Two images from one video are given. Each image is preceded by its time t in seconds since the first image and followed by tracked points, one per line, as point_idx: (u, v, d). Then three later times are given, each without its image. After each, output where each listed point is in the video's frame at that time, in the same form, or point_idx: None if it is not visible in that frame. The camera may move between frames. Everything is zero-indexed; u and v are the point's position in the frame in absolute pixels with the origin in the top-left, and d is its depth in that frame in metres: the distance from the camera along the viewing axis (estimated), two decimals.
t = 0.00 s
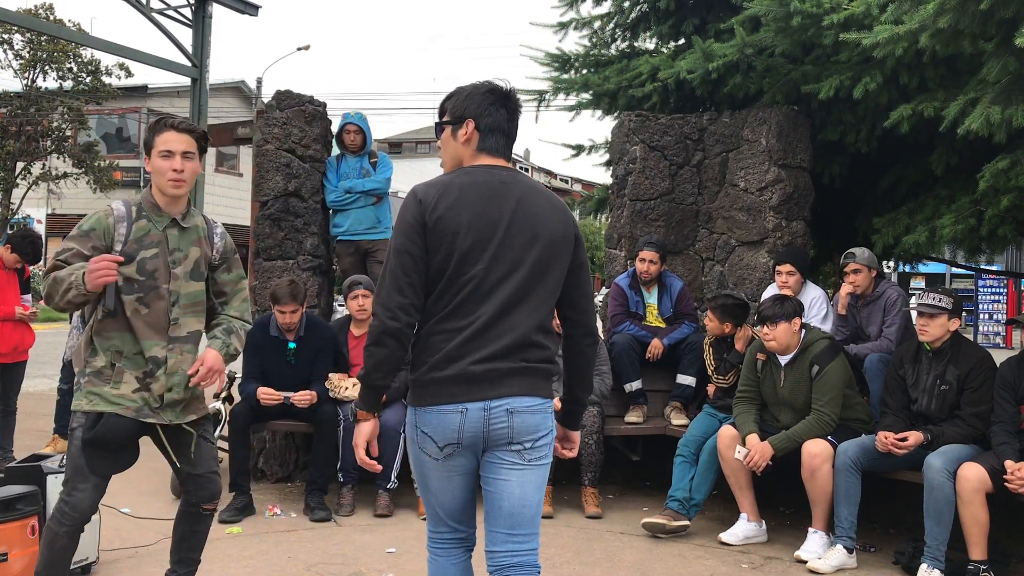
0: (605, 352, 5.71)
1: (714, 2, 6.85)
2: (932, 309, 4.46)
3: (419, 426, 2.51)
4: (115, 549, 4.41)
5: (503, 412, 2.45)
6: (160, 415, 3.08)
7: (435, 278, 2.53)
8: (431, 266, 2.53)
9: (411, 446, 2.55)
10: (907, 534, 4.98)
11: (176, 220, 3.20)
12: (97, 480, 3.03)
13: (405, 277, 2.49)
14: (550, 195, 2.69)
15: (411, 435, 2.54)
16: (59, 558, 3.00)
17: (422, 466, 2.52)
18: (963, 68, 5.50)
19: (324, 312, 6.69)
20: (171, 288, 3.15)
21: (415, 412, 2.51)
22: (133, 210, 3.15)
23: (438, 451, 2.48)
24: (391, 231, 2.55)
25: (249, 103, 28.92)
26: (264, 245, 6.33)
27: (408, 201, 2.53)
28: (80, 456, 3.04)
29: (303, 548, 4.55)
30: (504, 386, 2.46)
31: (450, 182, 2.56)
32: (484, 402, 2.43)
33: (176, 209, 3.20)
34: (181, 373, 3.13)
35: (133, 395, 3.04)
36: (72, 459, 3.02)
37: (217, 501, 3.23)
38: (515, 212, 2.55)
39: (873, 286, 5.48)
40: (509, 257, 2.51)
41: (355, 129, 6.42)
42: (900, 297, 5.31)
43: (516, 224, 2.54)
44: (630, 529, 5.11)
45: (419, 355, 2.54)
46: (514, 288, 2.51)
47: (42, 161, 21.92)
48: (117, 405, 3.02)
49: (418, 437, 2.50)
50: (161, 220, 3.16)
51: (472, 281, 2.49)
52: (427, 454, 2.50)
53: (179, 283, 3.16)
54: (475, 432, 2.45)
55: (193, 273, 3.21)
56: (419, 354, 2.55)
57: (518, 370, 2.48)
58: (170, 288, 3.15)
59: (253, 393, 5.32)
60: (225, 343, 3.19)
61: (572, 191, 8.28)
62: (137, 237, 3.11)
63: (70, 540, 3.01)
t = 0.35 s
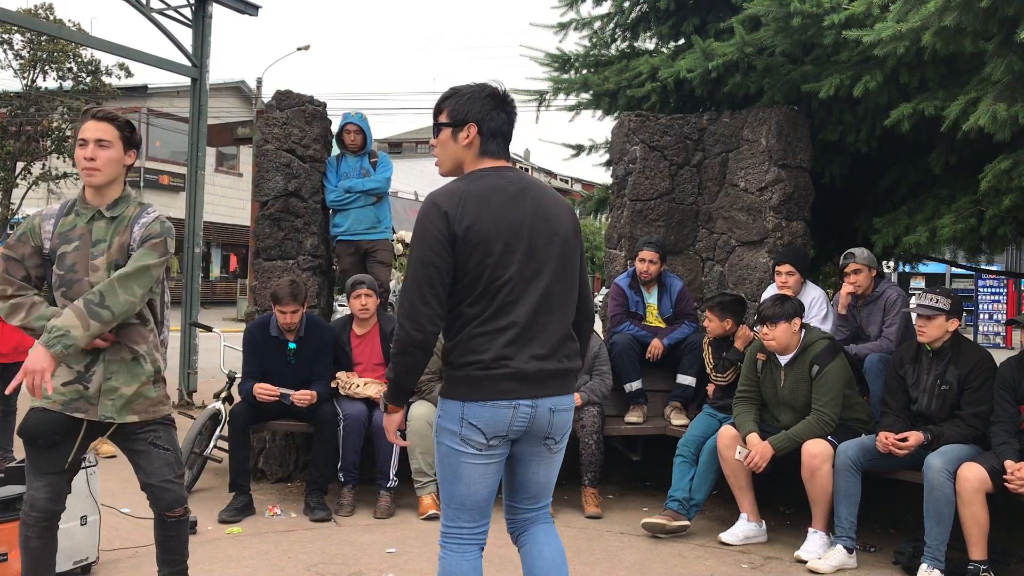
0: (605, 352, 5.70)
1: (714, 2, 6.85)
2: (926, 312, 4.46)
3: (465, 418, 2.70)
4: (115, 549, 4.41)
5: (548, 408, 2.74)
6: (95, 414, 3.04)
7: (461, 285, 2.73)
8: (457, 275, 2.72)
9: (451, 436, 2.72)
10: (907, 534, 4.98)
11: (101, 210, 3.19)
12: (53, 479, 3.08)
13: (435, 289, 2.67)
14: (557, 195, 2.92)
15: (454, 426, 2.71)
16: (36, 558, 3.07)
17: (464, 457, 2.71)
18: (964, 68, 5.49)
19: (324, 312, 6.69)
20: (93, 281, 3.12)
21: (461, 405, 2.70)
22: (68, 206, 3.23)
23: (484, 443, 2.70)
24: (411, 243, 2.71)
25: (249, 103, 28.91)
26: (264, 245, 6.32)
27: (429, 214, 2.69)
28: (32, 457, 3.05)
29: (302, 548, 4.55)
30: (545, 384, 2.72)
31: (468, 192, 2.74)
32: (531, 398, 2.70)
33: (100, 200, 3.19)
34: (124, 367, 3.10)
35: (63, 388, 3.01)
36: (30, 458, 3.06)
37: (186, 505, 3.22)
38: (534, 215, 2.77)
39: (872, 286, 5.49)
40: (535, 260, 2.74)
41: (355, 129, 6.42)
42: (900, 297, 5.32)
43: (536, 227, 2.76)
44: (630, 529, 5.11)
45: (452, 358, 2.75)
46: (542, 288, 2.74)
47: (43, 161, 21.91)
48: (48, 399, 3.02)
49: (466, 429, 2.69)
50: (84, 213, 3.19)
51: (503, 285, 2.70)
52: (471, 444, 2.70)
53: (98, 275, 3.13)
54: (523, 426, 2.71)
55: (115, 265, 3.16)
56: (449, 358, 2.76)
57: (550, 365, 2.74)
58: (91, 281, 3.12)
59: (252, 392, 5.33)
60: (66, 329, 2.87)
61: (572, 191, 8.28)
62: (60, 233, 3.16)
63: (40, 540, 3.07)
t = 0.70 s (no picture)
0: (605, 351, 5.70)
1: (714, 2, 6.85)
2: (919, 321, 4.46)
3: (557, 422, 2.83)
4: (115, 549, 4.41)
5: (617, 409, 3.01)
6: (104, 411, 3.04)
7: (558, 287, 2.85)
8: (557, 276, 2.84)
9: (539, 440, 2.82)
10: (907, 534, 4.98)
11: (115, 215, 3.13)
12: (57, 482, 3.05)
13: (547, 286, 2.75)
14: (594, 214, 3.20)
15: (544, 430, 2.82)
16: (37, 559, 3.04)
17: (547, 460, 2.83)
18: (963, 68, 5.49)
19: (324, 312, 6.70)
20: (113, 287, 3.11)
21: (554, 409, 2.83)
22: (76, 211, 3.16)
23: (568, 446, 2.87)
24: (522, 239, 2.75)
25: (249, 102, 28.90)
26: (264, 245, 6.32)
27: (542, 213, 2.78)
28: (38, 459, 3.03)
29: (302, 548, 4.55)
30: (616, 386, 2.99)
31: (568, 198, 2.88)
32: (611, 400, 2.94)
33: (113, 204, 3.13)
34: (130, 370, 3.10)
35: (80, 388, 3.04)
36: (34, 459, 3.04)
37: (184, 508, 3.12)
38: (606, 229, 3.02)
39: (873, 286, 5.49)
40: (610, 271, 2.98)
41: (355, 129, 6.41)
42: (900, 297, 5.32)
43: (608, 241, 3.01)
44: (631, 529, 5.11)
45: (547, 358, 2.84)
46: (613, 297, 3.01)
47: (43, 161, 21.92)
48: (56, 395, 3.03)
49: (557, 433, 2.83)
50: (98, 219, 3.13)
51: (593, 292, 2.89)
52: (556, 447, 2.84)
53: (119, 282, 3.11)
54: (601, 428, 2.94)
55: (136, 271, 3.15)
56: (542, 358, 2.85)
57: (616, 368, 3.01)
58: (111, 288, 3.11)
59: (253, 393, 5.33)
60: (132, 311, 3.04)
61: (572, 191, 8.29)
62: (76, 240, 3.09)
63: (40, 542, 3.04)
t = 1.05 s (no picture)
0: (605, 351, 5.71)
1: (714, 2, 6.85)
2: (914, 327, 4.46)
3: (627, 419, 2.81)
4: (114, 549, 4.41)
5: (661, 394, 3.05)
6: (127, 411, 3.02)
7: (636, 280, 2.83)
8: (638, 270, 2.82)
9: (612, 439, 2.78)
10: (907, 534, 4.98)
11: (148, 206, 3.16)
12: (70, 476, 3.02)
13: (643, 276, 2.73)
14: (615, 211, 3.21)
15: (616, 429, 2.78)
16: (41, 551, 3.04)
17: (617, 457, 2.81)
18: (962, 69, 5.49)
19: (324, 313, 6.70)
20: (140, 277, 3.12)
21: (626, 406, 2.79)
22: (104, 198, 3.15)
23: (634, 441, 2.87)
24: (614, 233, 2.69)
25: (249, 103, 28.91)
26: (264, 245, 6.32)
27: (626, 206, 2.74)
28: (59, 454, 3.00)
29: (302, 548, 4.55)
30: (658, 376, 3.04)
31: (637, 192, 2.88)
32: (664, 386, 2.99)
33: (149, 194, 3.17)
34: (153, 365, 3.08)
35: (97, 387, 3.00)
36: (52, 453, 3.01)
37: (195, 508, 3.14)
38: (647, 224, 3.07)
39: (873, 285, 5.49)
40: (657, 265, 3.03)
41: (355, 128, 6.41)
42: (901, 297, 5.32)
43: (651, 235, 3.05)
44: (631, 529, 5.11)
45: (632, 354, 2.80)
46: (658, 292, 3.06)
47: (43, 162, 21.92)
48: (77, 397, 2.98)
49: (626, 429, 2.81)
50: (129, 207, 3.14)
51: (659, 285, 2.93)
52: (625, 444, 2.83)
53: (147, 272, 3.13)
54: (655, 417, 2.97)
55: (163, 262, 3.17)
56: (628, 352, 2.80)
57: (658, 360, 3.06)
58: (139, 277, 3.12)
59: (253, 393, 5.34)
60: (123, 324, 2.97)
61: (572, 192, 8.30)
62: (104, 228, 3.10)
63: (47, 533, 3.03)
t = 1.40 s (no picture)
0: (605, 351, 5.72)
1: (714, 2, 6.86)
2: (912, 334, 4.45)
3: (701, 425, 2.71)
4: (115, 550, 4.41)
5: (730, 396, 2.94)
6: (160, 420, 2.93)
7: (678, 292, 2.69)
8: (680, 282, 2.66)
9: (688, 446, 2.70)
10: (907, 534, 4.98)
11: (174, 221, 3.05)
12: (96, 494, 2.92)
13: (678, 298, 2.58)
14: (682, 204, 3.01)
15: (691, 435, 2.70)
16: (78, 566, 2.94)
17: (696, 465, 2.73)
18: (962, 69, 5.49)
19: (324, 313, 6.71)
20: (173, 293, 3.01)
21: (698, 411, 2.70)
22: (129, 216, 3.03)
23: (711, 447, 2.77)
24: (645, 250, 2.57)
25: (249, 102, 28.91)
26: (264, 245, 6.32)
27: (665, 221, 2.59)
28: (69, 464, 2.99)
29: (302, 548, 4.55)
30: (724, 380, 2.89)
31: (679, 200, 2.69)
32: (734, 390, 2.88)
33: (177, 211, 3.06)
34: (184, 378, 3.01)
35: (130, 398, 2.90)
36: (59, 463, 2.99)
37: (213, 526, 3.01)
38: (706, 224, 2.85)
39: (874, 285, 5.49)
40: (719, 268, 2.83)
41: (355, 128, 6.42)
42: (901, 297, 5.33)
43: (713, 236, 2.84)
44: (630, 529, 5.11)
45: (671, 370, 2.69)
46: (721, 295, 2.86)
47: (43, 161, 21.92)
48: (113, 408, 2.88)
49: (702, 435, 2.72)
50: (155, 224, 3.02)
51: (711, 295, 2.75)
52: (704, 450, 2.74)
53: (179, 289, 3.02)
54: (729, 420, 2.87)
55: (191, 277, 3.08)
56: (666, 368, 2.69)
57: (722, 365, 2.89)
58: (172, 294, 3.01)
59: (253, 393, 5.33)
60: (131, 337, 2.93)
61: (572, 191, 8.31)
62: (133, 245, 2.97)
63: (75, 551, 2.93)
